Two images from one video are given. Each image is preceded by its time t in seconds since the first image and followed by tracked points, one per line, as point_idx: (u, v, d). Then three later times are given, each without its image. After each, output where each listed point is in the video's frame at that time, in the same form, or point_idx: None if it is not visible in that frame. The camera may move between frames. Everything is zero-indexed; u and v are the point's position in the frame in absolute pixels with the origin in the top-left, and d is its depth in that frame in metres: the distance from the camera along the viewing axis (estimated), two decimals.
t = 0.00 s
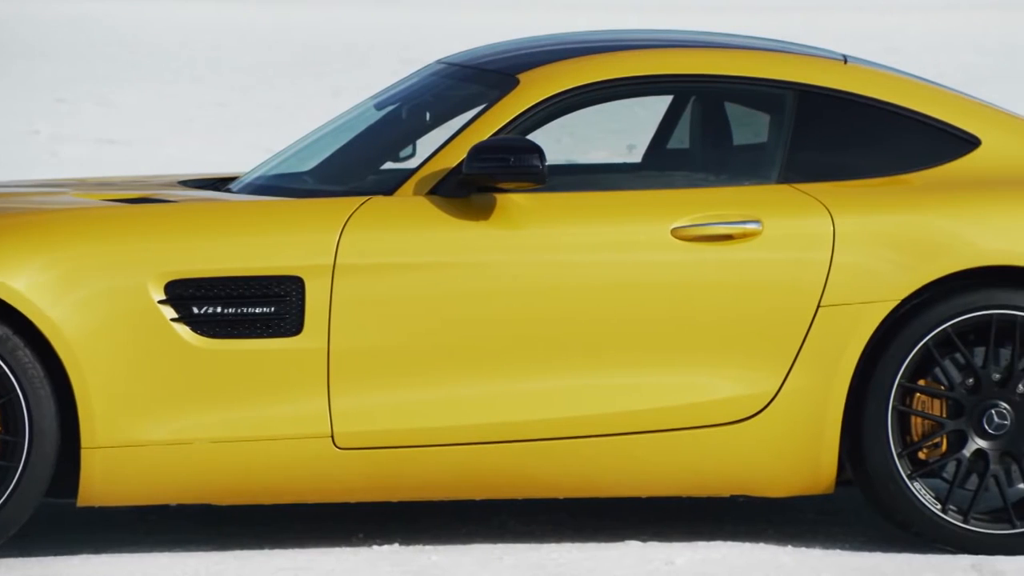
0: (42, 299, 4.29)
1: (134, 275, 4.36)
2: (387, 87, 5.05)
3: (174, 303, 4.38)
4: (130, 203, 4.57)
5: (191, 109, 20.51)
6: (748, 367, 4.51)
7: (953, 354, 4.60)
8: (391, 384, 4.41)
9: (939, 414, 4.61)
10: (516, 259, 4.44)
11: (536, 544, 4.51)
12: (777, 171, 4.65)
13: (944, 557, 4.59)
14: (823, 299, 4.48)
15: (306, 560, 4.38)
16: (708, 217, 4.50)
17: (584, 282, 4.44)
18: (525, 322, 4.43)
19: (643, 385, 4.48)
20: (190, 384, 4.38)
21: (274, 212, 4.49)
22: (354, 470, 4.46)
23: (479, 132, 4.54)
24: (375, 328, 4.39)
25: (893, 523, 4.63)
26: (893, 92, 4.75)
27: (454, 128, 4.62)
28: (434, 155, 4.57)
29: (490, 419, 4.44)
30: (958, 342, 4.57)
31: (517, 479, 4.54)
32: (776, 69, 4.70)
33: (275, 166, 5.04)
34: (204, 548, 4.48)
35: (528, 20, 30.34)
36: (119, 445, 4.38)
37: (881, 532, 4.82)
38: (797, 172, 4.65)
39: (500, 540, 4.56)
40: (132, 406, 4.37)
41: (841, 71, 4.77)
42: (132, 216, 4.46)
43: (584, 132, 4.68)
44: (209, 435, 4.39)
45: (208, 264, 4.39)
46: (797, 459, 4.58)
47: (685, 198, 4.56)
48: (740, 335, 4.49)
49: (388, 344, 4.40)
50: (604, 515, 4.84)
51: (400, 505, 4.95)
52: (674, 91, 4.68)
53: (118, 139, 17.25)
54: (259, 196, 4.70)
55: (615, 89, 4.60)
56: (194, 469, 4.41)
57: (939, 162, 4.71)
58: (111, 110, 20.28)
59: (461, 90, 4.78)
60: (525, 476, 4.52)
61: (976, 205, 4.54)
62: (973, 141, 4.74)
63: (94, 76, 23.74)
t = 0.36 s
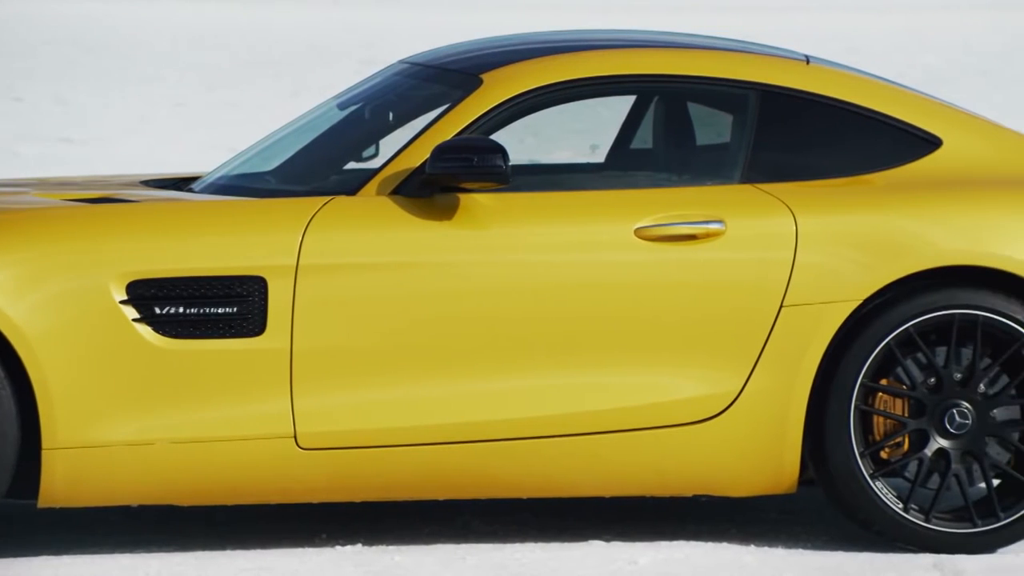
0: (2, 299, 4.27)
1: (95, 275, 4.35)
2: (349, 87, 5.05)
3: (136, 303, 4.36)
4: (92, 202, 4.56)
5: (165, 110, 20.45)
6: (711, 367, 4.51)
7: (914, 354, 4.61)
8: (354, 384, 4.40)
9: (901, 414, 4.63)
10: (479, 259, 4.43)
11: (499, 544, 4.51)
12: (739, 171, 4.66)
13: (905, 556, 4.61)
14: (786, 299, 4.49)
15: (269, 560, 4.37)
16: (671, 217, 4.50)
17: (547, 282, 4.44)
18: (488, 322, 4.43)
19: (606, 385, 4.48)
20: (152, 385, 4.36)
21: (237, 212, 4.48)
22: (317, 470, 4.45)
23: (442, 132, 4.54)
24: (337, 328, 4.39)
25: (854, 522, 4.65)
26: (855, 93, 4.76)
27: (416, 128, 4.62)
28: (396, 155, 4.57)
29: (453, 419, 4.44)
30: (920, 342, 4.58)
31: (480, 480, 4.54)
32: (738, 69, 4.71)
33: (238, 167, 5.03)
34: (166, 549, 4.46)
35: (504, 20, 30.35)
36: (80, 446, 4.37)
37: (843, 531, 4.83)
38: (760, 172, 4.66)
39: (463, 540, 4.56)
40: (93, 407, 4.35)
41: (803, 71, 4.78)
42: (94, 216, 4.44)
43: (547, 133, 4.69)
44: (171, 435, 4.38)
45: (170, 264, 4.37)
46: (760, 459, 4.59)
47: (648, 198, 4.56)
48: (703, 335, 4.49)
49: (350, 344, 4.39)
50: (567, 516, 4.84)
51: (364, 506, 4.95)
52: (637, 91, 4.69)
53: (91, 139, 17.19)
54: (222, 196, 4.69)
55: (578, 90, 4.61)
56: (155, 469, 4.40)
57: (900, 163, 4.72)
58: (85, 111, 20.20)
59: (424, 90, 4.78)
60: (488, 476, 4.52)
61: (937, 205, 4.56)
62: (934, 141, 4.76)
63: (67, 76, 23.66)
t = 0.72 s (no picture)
0: None
1: (58, 275, 4.33)
2: (313, 86, 5.05)
3: (99, 303, 4.35)
4: (54, 202, 4.55)
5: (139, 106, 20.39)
6: (675, 367, 4.52)
7: (878, 354, 4.62)
8: (318, 384, 4.40)
9: (864, 413, 4.64)
10: (443, 259, 4.43)
11: (463, 544, 4.51)
12: (704, 171, 4.66)
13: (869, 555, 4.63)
14: (750, 299, 4.50)
15: (233, 561, 4.36)
16: (635, 216, 4.50)
17: (512, 282, 4.44)
18: (452, 322, 4.42)
19: (570, 384, 4.48)
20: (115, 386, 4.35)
21: (201, 212, 4.47)
22: (281, 471, 4.44)
23: (406, 132, 4.54)
24: (301, 328, 4.38)
25: (818, 521, 4.67)
26: (819, 93, 4.77)
27: (381, 128, 4.61)
28: (360, 155, 4.56)
29: (417, 420, 4.43)
30: (883, 342, 4.59)
31: (445, 480, 4.54)
32: (702, 69, 4.72)
33: (202, 166, 5.02)
34: (130, 550, 4.45)
35: (480, 17, 30.34)
36: (42, 446, 4.35)
37: (808, 530, 4.85)
38: (724, 172, 4.67)
39: (428, 540, 4.56)
40: (56, 407, 4.34)
41: (767, 71, 4.79)
42: (57, 215, 4.43)
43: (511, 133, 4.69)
44: (134, 436, 4.37)
45: (134, 264, 4.36)
46: (724, 458, 4.59)
47: (613, 197, 4.56)
48: (668, 335, 4.50)
49: (314, 345, 4.38)
50: (531, 516, 4.85)
51: (328, 506, 4.95)
52: (601, 91, 4.69)
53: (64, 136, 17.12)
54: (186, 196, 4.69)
55: (542, 89, 4.61)
56: (119, 470, 4.39)
57: (863, 163, 4.74)
58: (60, 109, 20.12)
59: (388, 89, 4.78)
60: (452, 476, 4.52)
61: (900, 205, 4.57)
62: (896, 141, 4.78)
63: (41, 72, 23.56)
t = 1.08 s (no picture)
0: None
1: (21, 275, 4.32)
2: (278, 86, 5.05)
3: (62, 304, 4.33)
4: (18, 202, 4.55)
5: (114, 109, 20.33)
6: (641, 366, 4.52)
7: (843, 353, 4.64)
8: (283, 384, 4.38)
9: (829, 413, 4.65)
10: (408, 259, 4.42)
11: (429, 544, 4.51)
12: (669, 171, 4.67)
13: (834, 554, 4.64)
14: (716, 298, 4.50)
15: (197, 561, 4.34)
16: (601, 216, 4.50)
17: (477, 282, 4.43)
18: (417, 322, 4.42)
19: (536, 384, 4.47)
20: (78, 386, 4.34)
21: (165, 212, 4.46)
22: (246, 471, 4.43)
23: (372, 131, 4.53)
24: (266, 328, 4.37)
25: (784, 520, 4.68)
26: (784, 93, 4.78)
27: (346, 128, 4.60)
28: (326, 155, 4.56)
29: (382, 420, 4.42)
30: (848, 341, 4.60)
31: (412, 480, 4.53)
32: (668, 69, 4.73)
33: (167, 165, 5.02)
34: (94, 551, 4.44)
35: (456, 20, 30.36)
36: (6, 446, 4.34)
37: (774, 530, 4.86)
38: (690, 172, 4.68)
39: (393, 540, 4.55)
40: (19, 408, 4.32)
41: (732, 72, 4.80)
42: (20, 215, 4.42)
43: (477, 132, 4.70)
44: (97, 436, 4.35)
45: (97, 263, 4.34)
46: (690, 457, 4.60)
47: (579, 198, 4.56)
48: (633, 334, 4.50)
49: (279, 345, 4.37)
50: (497, 515, 4.85)
51: (293, 506, 4.95)
52: (567, 91, 4.70)
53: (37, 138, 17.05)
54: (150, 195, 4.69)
55: (508, 89, 4.61)
56: (82, 471, 4.37)
57: (827, 163, 4.76)
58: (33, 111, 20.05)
59: (353, 89, 4.79)
60: (418, 476, 4.52)
61: (865, 205, 4.58)
62: (861, 141, 4.80)
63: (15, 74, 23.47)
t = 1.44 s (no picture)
0: None
1: None
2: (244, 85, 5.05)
3: (26, 304, 4.32)
4: None
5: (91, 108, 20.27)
6: (608, 366, 4.52)
7: (809, 353, 4.64)
8: (248, 384, 4.37)
9: (795, 412, 4.66)
10: (374, 259, 4.42)
11: (395, 545, 4.50)
12: (636, 171, 4.67)
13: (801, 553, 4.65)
14: (683, 298, 4.50)
15: (163, 562, 4.33)
16: (567, 216, 4.50)
17: (444, 282, 4.43)
18: (384, 322, 4.41)
19: (503, 383, 4.47)
20: (42, 386, 4.32)
21: (131, 211, 4.45)
22: (212, 472, 4.42)
23: (338, 131, 4.53)
24: (232, 328, 4.35)
25: (750, 520, 4.68)
26: (751, 94, 4.79)
27: (312, 128, 4.60)
28: (292, 155, 4.56)
29: (349, 420, 4.41)
30: (814, 341, 4.61)
31: (379, 480, 4.53)
32: (635, 70, 4.73)
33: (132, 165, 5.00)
34: (59, 552, 4.42)
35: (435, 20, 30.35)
36: None
37: (740, 530, 4.87)
38: (657, 171, 4.68)
39: (360, 541, 4.55)
40: None
41: (699, 72, 4.81)
42: None
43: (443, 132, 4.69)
44: (62, 436, 4.34)
45: (62, 263, 4.33)
46: (656, 457, 4.60)
47: (545, 197, 4.56)
48: (600, 334, 4.50)
49: (245, 345, 4.36)
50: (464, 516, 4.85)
51: (259, 506, 4.94)
52: (534, 91, 4.70)
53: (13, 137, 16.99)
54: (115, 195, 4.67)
55: (474, 89, 4.61)
56: (47, 471, 4.36)
57: (793, 163, 4.77)
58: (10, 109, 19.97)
59: (319, 88, 4.78)
60: (384, 476, 4.51)
61: (831, 205, 4.59)
62: (827, 141, 4.81)
63: None
